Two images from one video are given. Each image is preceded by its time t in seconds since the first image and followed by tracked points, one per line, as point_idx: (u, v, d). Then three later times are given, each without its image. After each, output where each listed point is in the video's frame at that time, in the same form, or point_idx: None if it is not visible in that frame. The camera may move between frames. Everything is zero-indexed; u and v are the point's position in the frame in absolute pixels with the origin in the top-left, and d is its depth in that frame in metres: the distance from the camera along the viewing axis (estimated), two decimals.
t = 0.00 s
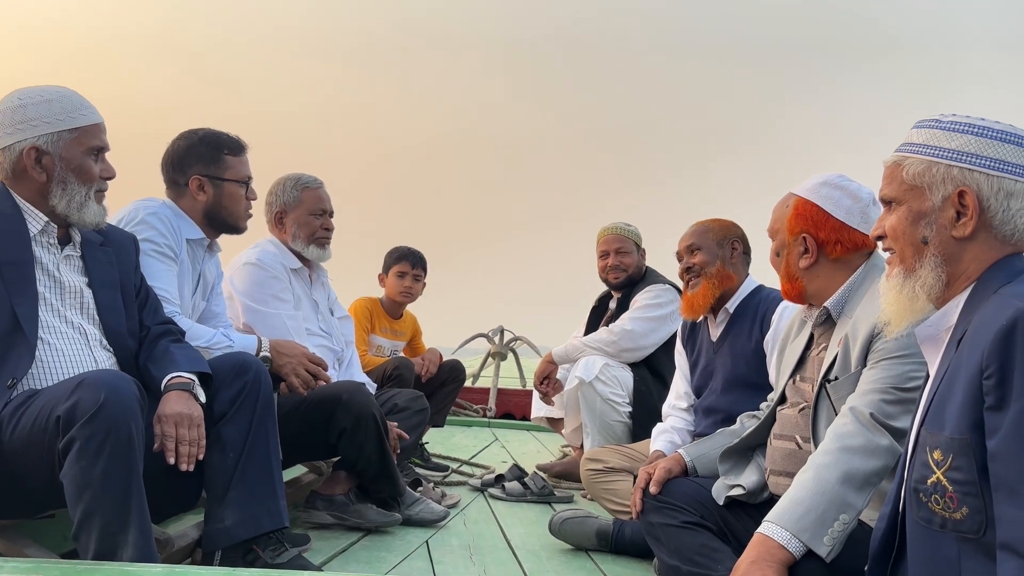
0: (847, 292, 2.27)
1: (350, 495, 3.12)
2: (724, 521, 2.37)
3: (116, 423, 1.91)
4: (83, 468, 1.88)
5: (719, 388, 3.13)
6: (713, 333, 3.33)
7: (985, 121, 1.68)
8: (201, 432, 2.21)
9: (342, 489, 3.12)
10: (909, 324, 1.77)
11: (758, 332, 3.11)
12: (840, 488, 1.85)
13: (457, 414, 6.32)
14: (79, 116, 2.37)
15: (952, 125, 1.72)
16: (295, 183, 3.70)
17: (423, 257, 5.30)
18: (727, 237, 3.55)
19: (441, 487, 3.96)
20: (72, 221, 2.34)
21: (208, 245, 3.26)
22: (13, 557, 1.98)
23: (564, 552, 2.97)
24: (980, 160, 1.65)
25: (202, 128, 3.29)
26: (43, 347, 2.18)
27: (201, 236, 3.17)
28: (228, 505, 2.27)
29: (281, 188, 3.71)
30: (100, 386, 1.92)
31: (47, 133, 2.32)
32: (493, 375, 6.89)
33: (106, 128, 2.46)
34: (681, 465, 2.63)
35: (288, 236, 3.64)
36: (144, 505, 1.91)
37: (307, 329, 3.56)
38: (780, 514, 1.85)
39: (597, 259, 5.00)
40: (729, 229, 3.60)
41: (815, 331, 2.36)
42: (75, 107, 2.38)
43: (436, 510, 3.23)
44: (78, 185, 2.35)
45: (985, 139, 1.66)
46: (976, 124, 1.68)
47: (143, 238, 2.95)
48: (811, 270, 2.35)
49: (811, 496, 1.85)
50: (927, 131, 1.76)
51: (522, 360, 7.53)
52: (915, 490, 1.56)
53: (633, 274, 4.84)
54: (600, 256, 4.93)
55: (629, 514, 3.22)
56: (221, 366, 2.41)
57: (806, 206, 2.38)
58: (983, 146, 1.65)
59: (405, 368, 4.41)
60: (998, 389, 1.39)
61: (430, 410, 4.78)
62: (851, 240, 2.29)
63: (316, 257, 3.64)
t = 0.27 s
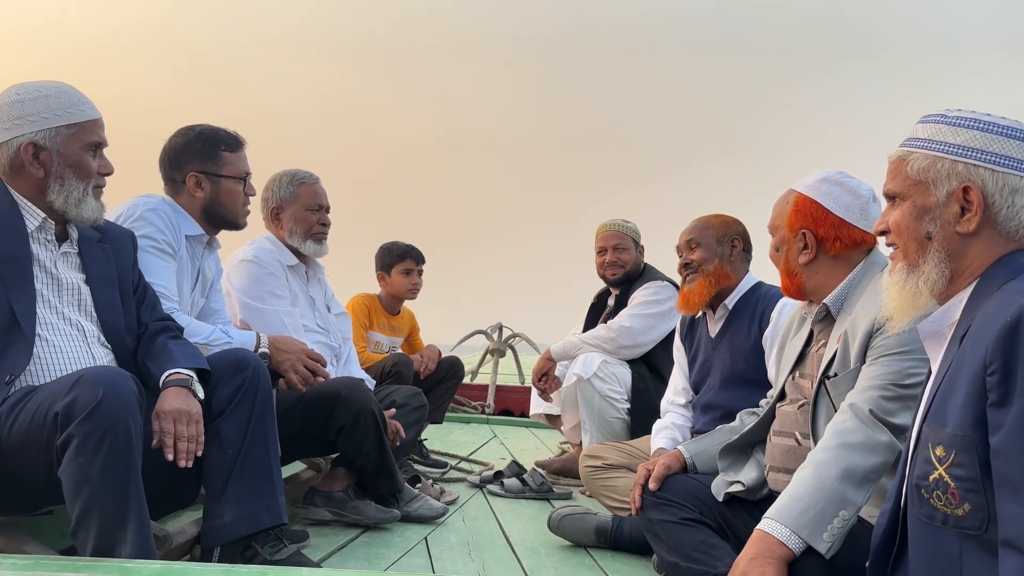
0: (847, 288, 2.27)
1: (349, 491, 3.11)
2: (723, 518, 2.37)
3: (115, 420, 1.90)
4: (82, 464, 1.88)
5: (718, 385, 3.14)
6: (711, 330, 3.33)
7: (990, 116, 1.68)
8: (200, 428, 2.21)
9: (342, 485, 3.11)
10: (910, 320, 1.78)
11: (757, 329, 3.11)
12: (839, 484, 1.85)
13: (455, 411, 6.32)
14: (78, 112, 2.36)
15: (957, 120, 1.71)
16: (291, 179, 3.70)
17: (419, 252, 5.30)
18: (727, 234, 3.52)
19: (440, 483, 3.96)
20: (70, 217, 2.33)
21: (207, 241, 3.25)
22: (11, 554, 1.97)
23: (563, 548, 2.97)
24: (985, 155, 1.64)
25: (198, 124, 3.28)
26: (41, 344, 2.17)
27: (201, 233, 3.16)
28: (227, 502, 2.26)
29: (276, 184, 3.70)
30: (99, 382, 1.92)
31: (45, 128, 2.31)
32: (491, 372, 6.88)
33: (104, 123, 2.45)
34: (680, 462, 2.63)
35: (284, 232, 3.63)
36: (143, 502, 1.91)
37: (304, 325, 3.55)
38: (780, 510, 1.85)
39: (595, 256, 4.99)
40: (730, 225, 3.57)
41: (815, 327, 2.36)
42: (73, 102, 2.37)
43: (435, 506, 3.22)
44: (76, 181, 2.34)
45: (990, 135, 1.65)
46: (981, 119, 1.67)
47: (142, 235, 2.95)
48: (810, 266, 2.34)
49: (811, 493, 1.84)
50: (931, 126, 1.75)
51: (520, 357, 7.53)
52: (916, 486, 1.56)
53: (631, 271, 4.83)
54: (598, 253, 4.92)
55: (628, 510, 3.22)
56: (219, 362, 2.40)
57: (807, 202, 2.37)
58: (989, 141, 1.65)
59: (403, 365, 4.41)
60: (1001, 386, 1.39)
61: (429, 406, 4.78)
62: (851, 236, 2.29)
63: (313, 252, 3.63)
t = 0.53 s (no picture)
0: (845, 284, 2.28)
1: (348, 487, 3.12)
2: (722, 514, 2.36)
3: (113, 416, 1.90)
4: (80, 461, 1.88)
5: (717, 381, 3.15)
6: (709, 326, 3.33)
7: (991, 111, 1.68)
8: (198, 425, 2.21)
9: (340, 482, 3.13)
10: (910, 314, 1.78)
11: (755, 326, 3.12)
12: (837, 479, 1.85)
13: (454, 408, 6.32)
14: (75, 108, 2.36)
15: (958, 115, 1.71)
16: (288, 175, 3.70)
17: (413, 247, 5.31)
18: (718, 234, 3.50)
19: (438, 480, 3.97)
20: (67, 213, 2.33)
21: (205, 237, 3.25)
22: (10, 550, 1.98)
23: (561, 544, 2.98)
24: (985, 150, 1.64)
25: (192, 120, 3.28)
26: (39, 340, 2.17)
27: (197, 230, 3.16)
28: (225, 498, 2.26)
29: (273, 180, 3.70)
30: (97, 378, 1.92)
31: (42, 124, 2.31)
32: (490, 369, 6.88)
33: (101, 120, 2.44)
34: (679, 458, 2.64)
35: (281, 229, 3.62)
36: (141, 498, 1.91)
37: (302, 323, 3.56)
38: (778, 505, 1.85)
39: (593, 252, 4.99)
40: (717, 223, 3.55)
41: (813, 322, 2.37)
42: (70, 98, 2.36)
43: (433, 502, 3.22)
44: (73, 176, 2.34)
45: (991, 130, 1.65)
46: (981, 114, 1.68)
47: (139, 231, 2.95)
48: (809, 262, 2.34)
49: (809, 488, 1.85)
50: (932, 120, 1.76)
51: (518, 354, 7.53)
52: (915, 481, 1.56)
53: (629, 267, 4.84)
54: (596, 249, 4.92)
55: (626, 506, 3.22)
56: (217, 359, 2.40)
57: (805, 198, 2.37)
58: (988, 136, 1.65)
59: (401, 361, 4.41)
60: (1001, 380, 1.39)
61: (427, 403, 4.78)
62: (850, 232, 2.29)
63: (310, 248, 3.63)
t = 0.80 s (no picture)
0: (841, 279, 2.28)
1: (347, 484, 3.12)
2: (721, 510, 2.37)
3: (112, 413, 1.90)
4: (79, 458, 1.88)
5: (715, 377, 3.15)
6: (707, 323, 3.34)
7: (987, 107, 1.68)
8: (197, 421, 2.21)
9: (339, 478, 3.13)
10: (908, 310, 1.77)
11: (752, 322, 3.13)
12: (835, 475, 1.86)
13: (453, 404, 6.33)
14: (73, 105, 2.35)
15: (954, 112, 1.71)
16: (288, 173, 3.69)
17: (408, 243, 5.32)
18: (719, 228, 3.51)
19: (437, 476, 3.97)
20: (65, 211, 2.32)
21: (206, 235, 3.25)
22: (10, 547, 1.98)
23: (560, 540, 2.98)
24: (981, 147, 1.65)
25: (190, 119, 3.27)
26: (38, 338, 2.17)
27: (198, 227, 3.17)
28: (225, 495, 2.27)
29: (273, 178, 3.70)
30: (96, 375, 1.92)
31: (41, 122, 2.30)
32: (489, 365, 6.89)
33: (100, 117, 2.44)
34: (677, 454, 2.63)
35: (279, 227, 3.62)
36: (141, 495, 1.91)
37: (300, 320, 3.56)
38: (776, 501, 1.86)
39: (592, 249, 4.99)
40: (719, 219, 3.56)
41: (809, 318, 2.37)
42: (69, 96, 2.36)
43: (433, 499, 3.23)
44: (72, 174, 2.34)
45: (987, 126, 1.66)
46: (977, 110, 1.68)
47: (139, 229, 2.95)
48: (806, 257, 2.35)
49: (806, 483, 1.85)
50: (928, 117, 1.76)
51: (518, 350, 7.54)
52: (912, 476, 1.56)
53: (628, 263, 4.84)
54: (594, 246, 4.92)
55: (625, 502, 3.23)
56: (216, 356, 2.40)
57: (802, 194, 2.37)
58: (984, 132, 1.65)
59: (399, 358, 4.41)
60: (998, 376, 1.39)
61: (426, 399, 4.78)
62: (846, 228, 2.30)
63: (306, 248, 3.62)
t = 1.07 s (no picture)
0: (835, 274, 2.28)
1: (346, 479, 3.12)
2: (718, 504, 2.39)
3: (110, 408, 1.90)
4: (78, 453, 1.88)
5: (713, 372, 3.16)
6: (706, 318, 3.34)
7: (983, 101, 1.69)
8: (196, 416, 2.21)
9: (338, 474, 3.13)
10: (904, 305, 1.78)
11: (750, 317, 3.13)
12: (832, 468, 1.87)
13: (452, 400, 6.33)
14: (71, 101, 2.35)
15: (951, 106, 1.72)
16: (287, 169, 3.68)
17: (403, 237, 5.32)
18: (721, 224, 3.53)
19: (436, 471, 3.98)
20: (64, 206, 2.32)
21: (204, 231, 3.25)
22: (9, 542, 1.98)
23: (559, 535, 2.99)
24: (978, 140, 1.65)
25: (187, 115, 3.27)
26: (37, 333, 2.17)
27: (197, 223, 3.17)
28: (223, 490, 2.27)
29: (271, 174, 3.69)
30: (95, 371, 1.92)
31: (39, 118, 2.30)
32: (487, 361, 6.89)
33: (98, 113, 2.44)
34: (675, 448, 2.65)
35: (278, 223, 3.62)
36: (140, 490, 1.91)
37: (299, 316, 3.56)
38: (773, 494, 1.86)
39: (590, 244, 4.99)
40: (723, 214, 3.58)
41: (805, 312, 2.36)
42: (67, 92, 2.36)
43: (431, 494, 3.23)
44: (69, 170, 2.33)
45: (983, 120, 1.66)
46: (974, 104, 1.68)
47: (137, 225, 2.95)
48: (800, 253, 2.35)
49: (803, 476, 1.86)
50: (925, 111, 1.76)
51: (516, 346, 7.54)
52: (909, 469, 1.57)
53: (626, 259, 4.84)
54: (593, 241, 4.92)
55: (623, 497, 3.24)
56: (215, 352, 2.41)
57: (795, 190, 2.37)
58: (981, 126, 1.66)
59: (398, 354, 4.42)
60: (994, 369, 1.39)
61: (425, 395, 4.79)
62: (840, 223, 2.29)
63: (305, 247, 3.62)
